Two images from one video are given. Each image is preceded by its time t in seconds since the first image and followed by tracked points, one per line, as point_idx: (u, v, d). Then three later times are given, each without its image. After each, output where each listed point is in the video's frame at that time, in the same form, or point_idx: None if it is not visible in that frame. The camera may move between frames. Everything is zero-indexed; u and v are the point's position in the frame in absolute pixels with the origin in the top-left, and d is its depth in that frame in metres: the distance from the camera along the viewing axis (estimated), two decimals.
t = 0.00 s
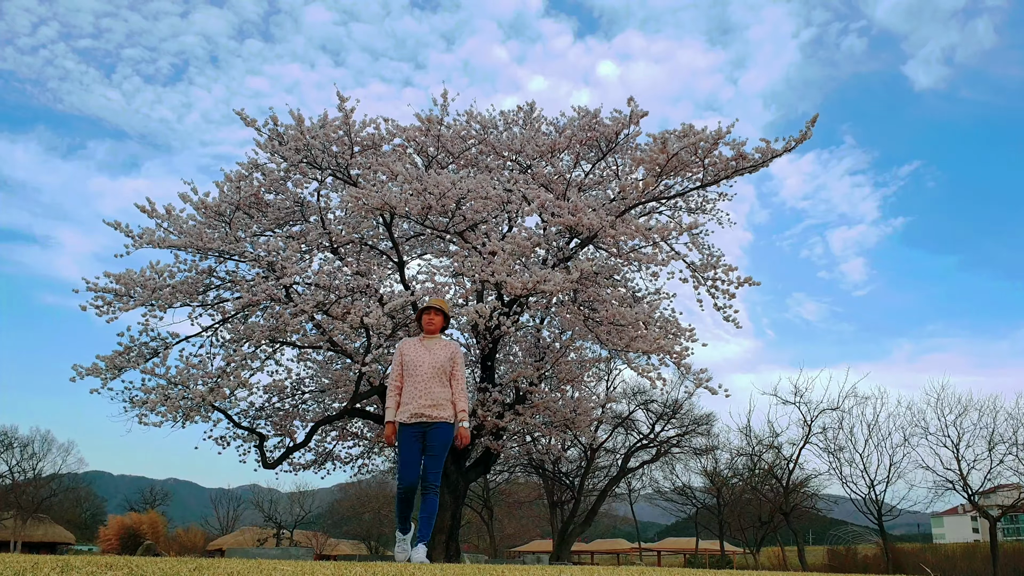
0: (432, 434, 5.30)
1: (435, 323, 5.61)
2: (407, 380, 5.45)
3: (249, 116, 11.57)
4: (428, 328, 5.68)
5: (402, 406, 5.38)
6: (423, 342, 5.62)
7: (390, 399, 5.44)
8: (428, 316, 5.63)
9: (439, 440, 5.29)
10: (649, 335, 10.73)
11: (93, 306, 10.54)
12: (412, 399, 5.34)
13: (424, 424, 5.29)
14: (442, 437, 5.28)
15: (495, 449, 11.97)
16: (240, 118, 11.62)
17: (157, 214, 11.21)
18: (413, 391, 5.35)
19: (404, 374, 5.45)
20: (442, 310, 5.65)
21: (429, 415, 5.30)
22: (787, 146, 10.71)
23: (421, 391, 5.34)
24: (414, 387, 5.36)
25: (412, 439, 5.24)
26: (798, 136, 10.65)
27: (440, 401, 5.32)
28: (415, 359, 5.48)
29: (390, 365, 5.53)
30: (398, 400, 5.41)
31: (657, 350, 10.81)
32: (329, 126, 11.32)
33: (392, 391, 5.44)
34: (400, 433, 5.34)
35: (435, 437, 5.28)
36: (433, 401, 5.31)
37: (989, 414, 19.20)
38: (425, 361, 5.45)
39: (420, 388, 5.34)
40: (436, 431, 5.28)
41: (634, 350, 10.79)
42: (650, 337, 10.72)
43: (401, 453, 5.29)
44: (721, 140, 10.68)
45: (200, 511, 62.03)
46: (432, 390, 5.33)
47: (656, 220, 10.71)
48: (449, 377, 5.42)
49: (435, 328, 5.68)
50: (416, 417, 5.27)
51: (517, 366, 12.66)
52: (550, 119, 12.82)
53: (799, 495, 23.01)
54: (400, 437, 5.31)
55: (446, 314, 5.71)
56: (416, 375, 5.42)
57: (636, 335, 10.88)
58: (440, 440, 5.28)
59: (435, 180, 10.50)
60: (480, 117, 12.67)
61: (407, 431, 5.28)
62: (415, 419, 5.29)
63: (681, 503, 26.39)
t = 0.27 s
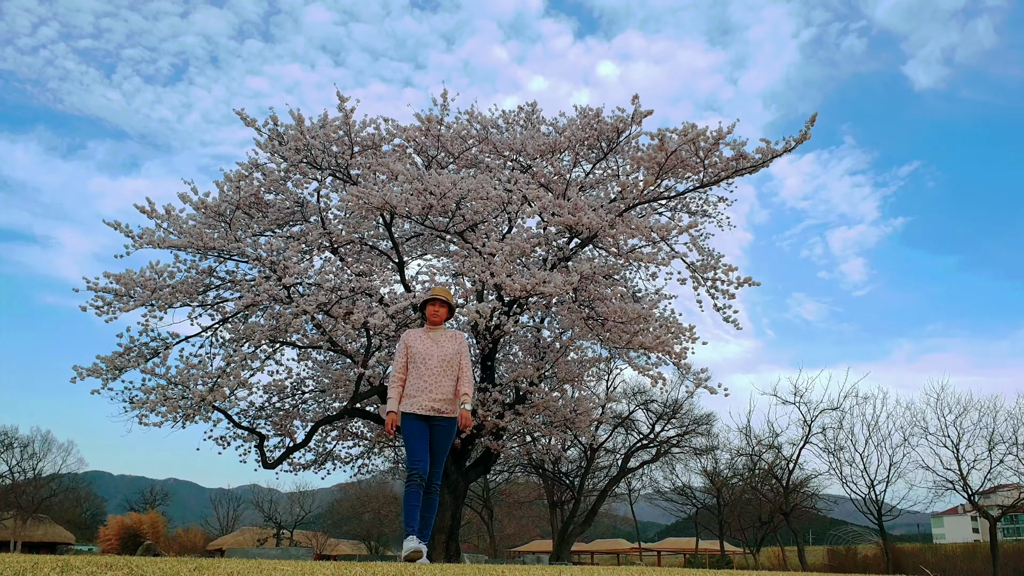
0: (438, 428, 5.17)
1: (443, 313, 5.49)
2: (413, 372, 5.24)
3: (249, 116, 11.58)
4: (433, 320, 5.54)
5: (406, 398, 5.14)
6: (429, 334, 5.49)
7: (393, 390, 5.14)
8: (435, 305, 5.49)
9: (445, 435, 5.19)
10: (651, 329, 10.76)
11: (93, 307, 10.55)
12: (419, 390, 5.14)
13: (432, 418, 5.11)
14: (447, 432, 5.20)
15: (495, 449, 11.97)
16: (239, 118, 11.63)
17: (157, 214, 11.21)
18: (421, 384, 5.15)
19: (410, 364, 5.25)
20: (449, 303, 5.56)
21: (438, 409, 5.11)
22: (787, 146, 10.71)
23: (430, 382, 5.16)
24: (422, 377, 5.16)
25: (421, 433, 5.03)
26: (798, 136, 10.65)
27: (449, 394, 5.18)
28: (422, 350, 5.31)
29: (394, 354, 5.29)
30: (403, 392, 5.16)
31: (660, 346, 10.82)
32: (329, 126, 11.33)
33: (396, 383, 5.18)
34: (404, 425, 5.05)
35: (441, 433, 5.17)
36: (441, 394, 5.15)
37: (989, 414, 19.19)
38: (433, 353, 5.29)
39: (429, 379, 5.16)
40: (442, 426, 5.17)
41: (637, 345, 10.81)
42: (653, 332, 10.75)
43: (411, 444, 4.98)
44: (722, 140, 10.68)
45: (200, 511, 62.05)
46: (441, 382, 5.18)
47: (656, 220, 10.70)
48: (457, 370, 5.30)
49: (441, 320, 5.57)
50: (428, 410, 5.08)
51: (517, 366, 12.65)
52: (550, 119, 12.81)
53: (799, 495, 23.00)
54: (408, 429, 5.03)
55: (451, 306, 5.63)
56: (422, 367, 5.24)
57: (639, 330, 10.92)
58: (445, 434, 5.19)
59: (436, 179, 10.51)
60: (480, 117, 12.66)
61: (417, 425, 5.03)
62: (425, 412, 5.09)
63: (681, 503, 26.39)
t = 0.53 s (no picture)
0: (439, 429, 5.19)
1: (448, 309, 5.45)
2: (417, 369, 5.18)
3: (249, 116, 11.57)
4: (436, 315, 5.47)
5: (410, 396, 5.07)
6: (432, 329, 5.43)
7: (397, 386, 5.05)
8: (440, 302, 5.43)
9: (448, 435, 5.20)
10: (652, 327, 10.74)
11: (92, 307, 10.55)
12: (423, 389, 5.09)
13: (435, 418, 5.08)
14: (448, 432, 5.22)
15: (495, 450, 11.97)
16: (240, 118, 11.62)
17: (157, 214, 11.20)
18: (426, 382, 5.10)
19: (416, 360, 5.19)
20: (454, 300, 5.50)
21: (442, 408, 5.10)
22: (789, 150, 10.70)
23: (436, 381, 5.13)
24: (428, 376, 5.12)
25: (423, 434, 5.01)
26: (801, 140, 10.64)
27: (452, 393, 5.17)
28: (427, 347, 5.26)
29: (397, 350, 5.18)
30: (407, 389, 5.09)
31: (662, 343, 10.81)
32: (329, 126, 11.33)
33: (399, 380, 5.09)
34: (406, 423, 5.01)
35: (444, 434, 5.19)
36: (445, 394, 5.13)
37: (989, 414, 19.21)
38: (439, 350, 5.26)
39: (435, 377, 5.13)
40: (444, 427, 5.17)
41: (639, 342, 10.79)
42: (655, 328, 10.73)
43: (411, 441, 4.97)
44: (723, 141, 10.68)
45: (200, 511, 62.04)
46: (446, 381, 5.16)
47: (656, 220, 10.70)
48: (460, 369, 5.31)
49: (443, 315, 5.52)
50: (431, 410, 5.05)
51: (517, 366, 12.65)
52: (550, 119, 12.81)
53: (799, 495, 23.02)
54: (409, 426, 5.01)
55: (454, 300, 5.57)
56: (427, 365, 5.18)
57: (640, 328, 10.90)
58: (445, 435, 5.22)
59: (436, 179, 10.51)
60: (481, 117, 12.66)
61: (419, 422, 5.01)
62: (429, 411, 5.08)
63: (681, 503, 26.40)
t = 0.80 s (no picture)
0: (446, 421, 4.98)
1: (454, 298, 5.32)
2: (421, 357, 5.04)
3: (249, 116, 11.57)
4: (438, 303, 5.33)
5: (415, 385, 4.95)
6: (436, 317, 5.30)
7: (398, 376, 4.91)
8: (446, 290, 5.30)
9: (455, 428, 4.98)
10: (652, 328, 10.73)
11: (92, 307, 10.53)
12: (428, 378, 4.96)
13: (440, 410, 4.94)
14: (456, 424, 5.02)
15: (495, 450, 11.97)
16: (240, 118, 11.61)
17: (157, 214, 11.20)
18: (429, 372, 4.97)
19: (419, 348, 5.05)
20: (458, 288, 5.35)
21: (447, 399, 4.98)
22: (790, 150, 10.70)
23: (441, 370, 5.02)
24: (432, 365, 4.99)
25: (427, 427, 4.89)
26: (802, 141, 10.64)
27: (457, 383, 5.05)
28: (431, 335, 5.12)
29: (400, 337, 5.02)
30: (412, 378, 4.95)
31: (661, 344, 10.80)
32: (329, 126, 11.32)
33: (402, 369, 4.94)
34: (407, 417, 4.90)
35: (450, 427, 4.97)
36: (450, 384, 5.01)
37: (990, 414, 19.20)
38: (444, 339, 5.14)
39: (440, 366, 5.01)
40: (451, 418, 5.00)
41: (639, 343, 10.79)
42: (654, 329, 10.73)
43: (411, 441, 4.88)
44: (723, 141, 10.68)
45: (200, 510, 62.06)
46: (451, 371, 5.04)
47: (656, 220, 10.70)
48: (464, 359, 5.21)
49: (448, 303, 5.39)
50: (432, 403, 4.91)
51: (517, 366, 12.64)
52: (550, 119, 12.80)
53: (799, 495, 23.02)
54: (410, 422, 4.89)
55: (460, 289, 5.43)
56: (431, 353, 5.05)
57: (639, 328, 10.89)
58: (454, 425, 4.98)
59: (436, 180, 10.50)
60: (481, 117, 12.65)
61: (417, 419, 4.88)
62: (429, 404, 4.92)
63: (681, 503, 26.38)
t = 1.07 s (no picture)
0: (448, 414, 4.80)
1: (455, 290, 5.20)
2: (420, 351, 4.96)
3: (249, 116, 11.57)
4: (437, 296, 5.23)
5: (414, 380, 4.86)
6: (436, 310, 5.21)
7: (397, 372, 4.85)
8: (447, 282, 5.19)
9: (455, 422, 4.77)
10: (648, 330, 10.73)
11: (92, 307, 10.53)
12: (426, 371, 4.86)
13: (440, 403, 4.80)
14: (460, 416, 4.80)
15: (495, 450, 11.99)
16: (240, 118, 11.61)
17: (157, 213, 11.20)
18: (427, 365, 4.87)
19: (417, 343, 4.98)
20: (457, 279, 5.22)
21: (447, 391, 4.81)
22: (787, 147, 10.69)
23: (439, 363, 4.89)
24: (430, 358, 4.89)
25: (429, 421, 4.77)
26: (798, 137, 10.63)
27: (459, 375, 4.88)
28: (429, 327, 5.02)
29: (397, 333, 5.00)
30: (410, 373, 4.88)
31: (657, 346, 10.81)
32: (329, 126, 11.32)
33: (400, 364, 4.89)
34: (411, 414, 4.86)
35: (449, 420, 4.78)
36: (450, 377, 4.85)
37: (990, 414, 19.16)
38: (441, 330, 5.02)
39: (438, 359, 4.89)
40: (454, 411, 4.81)
41: (635, 345, 10.80)
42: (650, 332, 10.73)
43: (413, 437, 4.89)
44: (722, 140, 10.69)
45: (200, 510, 62.06)
46: (450, 363, 4.90)
47: (655, 220, 10.71)
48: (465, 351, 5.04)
49: (451, 296, 5.29)
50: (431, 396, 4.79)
51: (517, 366, 12.65)
52: (550, 119, 12.80)
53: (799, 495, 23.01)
54: (412, 418, 4.86)
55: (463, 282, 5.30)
56: (429, 347, 4.95)
57: (636, 330, 10.89)
58: (457, 417, 4.77)
59: (435, 179, 10.51)
60: (480, 117, 12.66)
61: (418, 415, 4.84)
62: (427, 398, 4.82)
63: (681, 503, 26.38)
